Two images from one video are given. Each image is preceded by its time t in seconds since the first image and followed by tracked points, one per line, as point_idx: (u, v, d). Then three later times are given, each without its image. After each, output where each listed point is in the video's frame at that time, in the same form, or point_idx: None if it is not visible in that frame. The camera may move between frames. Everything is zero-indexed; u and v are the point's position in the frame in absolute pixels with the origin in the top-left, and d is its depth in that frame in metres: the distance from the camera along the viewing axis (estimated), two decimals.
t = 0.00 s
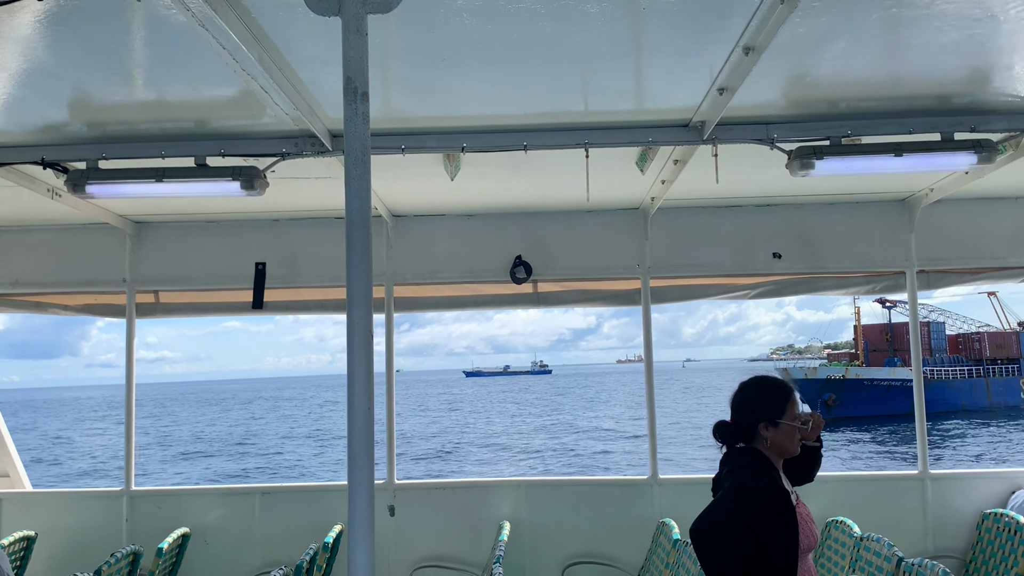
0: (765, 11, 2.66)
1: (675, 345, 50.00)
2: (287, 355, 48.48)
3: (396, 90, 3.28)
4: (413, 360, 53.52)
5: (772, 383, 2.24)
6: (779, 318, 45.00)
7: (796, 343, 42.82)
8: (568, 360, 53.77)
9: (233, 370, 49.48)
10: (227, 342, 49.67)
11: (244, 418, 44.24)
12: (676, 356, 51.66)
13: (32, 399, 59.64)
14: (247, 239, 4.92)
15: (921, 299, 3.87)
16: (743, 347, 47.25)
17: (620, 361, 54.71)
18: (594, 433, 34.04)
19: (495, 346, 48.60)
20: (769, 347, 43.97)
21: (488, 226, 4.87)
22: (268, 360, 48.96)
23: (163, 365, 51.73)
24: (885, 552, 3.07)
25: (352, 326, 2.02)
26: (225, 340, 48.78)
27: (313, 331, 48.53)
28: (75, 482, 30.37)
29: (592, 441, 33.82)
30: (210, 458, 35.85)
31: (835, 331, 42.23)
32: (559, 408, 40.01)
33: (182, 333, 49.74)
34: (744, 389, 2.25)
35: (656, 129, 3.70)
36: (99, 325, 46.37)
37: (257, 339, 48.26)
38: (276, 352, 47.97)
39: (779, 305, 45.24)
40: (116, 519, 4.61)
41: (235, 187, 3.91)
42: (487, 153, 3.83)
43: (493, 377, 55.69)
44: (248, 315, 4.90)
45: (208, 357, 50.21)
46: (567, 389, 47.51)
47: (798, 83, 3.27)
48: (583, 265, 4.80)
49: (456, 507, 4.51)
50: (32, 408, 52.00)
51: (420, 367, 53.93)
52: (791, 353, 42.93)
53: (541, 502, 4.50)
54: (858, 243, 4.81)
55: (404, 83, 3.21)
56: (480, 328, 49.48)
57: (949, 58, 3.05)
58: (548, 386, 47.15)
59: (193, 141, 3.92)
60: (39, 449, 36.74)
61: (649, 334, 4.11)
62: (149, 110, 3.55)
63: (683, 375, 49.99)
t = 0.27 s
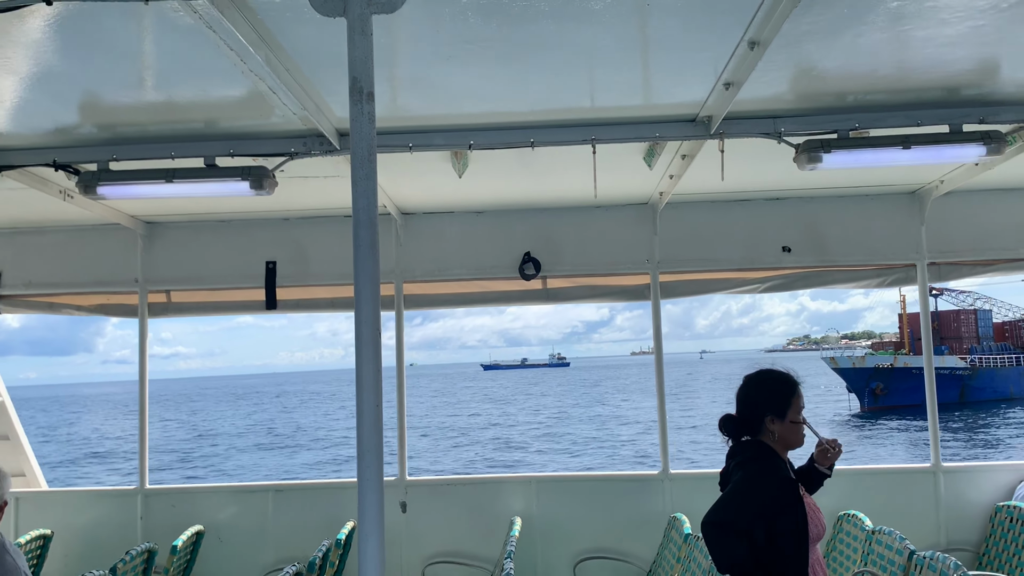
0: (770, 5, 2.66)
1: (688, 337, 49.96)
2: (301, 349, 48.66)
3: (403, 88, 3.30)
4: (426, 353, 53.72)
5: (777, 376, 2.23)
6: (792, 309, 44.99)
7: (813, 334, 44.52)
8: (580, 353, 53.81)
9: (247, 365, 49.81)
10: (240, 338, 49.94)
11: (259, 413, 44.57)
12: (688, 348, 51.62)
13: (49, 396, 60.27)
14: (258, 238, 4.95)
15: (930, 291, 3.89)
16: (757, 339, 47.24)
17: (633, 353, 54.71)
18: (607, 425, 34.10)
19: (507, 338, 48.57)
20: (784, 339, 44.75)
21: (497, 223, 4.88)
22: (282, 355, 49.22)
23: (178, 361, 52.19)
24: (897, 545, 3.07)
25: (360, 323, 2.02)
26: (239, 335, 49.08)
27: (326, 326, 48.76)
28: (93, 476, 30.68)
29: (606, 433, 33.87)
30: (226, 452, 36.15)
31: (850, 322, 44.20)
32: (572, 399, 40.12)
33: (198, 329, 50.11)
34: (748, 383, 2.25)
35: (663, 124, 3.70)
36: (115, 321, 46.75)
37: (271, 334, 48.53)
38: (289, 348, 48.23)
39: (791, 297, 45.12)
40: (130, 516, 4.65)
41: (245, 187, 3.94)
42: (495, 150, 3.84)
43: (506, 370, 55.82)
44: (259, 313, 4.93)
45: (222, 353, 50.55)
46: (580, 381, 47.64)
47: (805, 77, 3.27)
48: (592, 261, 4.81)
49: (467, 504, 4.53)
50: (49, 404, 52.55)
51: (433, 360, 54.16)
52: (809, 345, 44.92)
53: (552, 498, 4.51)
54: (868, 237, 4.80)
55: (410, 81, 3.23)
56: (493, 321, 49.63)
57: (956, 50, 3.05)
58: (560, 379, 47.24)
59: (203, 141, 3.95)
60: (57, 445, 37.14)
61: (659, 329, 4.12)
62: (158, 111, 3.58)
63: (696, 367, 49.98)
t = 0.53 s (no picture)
0: (782, 5, 2.65)
1: (700, 334, 49.79)
2: (315, 347, 48.83)
3: (415, 91, 3.31)
4: (439, 352, 53.83)
5: (783, 377, 2.21)
6: (806, 306, 44.82)
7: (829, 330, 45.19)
8: (591, 350, 53.77)
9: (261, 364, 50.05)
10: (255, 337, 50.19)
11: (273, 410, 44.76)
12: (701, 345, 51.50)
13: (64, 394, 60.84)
14: (271, 240, 4.98)
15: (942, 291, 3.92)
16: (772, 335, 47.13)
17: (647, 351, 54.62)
18: (621, 423, 34.07)
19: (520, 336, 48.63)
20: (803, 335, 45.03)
21: (509, 223, 4.89)
22: (296, 354, 49.40)
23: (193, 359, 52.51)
24: (912, 547, 3.06)
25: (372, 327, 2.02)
26: (253, 334, 49.32)
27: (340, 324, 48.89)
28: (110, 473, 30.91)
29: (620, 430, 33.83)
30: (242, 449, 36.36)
31: (866, 318, 44.83)
32: (587, 396, 40.10)
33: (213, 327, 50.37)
34: (756, 382, 2.24)
35: (675, 125, 3.70)
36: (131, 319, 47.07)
37: (285, 333, 48.72)
38: (304, 346, 48.40)
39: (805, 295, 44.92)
40: (145, 517, 4.68)
41: (258, 189, 3.96)
42: (507, 151, 3.85)
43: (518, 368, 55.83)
44: (272, 315, 4.96)
45: (236, 351, 50.82)
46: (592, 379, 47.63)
47: (817, 77, 3.26)
48: (604, 261, 4.82)
49: (480, 504, 4.54)
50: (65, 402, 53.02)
51: (447, 358, 54.26)
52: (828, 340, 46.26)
53: (565, 499, 4.51)
54: (881, 237, 4.77)
55: (422, 84, 3.24)
56: (505, 320, 49.66)
57: (969, 49, 3.03)
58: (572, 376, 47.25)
59: (217, 145, 3.98)
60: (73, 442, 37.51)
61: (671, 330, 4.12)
62: (172, 115, 3.61)
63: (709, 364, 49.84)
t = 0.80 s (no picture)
0: (799, 8, 2.64)
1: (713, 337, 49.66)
2: (327, 348, 48.91)
3: (429, 93, 3.32)
4: (450, 353, 53.85)
5: (793, 382, 2.19)
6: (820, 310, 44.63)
7: (843, 333, 45.46)
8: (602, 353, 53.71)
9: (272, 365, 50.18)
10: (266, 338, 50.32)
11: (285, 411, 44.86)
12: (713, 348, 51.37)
13: (75, 394, 61.17)
14: (283, 242, 4.99)
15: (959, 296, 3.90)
16: (783, 339, 46.95)
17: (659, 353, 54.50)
18: (632, 425, 33.99)
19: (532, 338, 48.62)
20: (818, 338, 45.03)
21: (521, 226, 4.89)
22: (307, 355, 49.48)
23: (206, 359, 52.72)
24: (928, 553, 3.03)
25: (388, 328, 1.99)
26: (265, 336, 49.45)
27: (351, 325, 48.93)
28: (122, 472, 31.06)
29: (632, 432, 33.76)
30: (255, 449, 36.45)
31: (880, 322, 44.54)
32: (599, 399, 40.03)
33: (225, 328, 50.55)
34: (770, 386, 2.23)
35: (689, 128, 3.69)
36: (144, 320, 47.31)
37: (297, 334, 48.82)
38: (316, 347, 48.46)
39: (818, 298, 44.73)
40: (157, 518, 4.69)
41: (273, 192, 3.98)
42: (521, 154, 3.85)
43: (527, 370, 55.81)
44: (285, 317, 4.97)
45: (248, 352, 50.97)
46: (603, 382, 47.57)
47: (833, 81, 3.25)
48: (617, 265, 4.81)
49: (492, 508, 4.53)
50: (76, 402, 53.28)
51: (458, 359, 54.28)
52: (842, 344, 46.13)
53: (577, 504, 4.50)
54: (895, 241, 4.76)
55: (437, 86, 3.24)
56: (517, 322, 49.64)
57: (986, 52, 3.02)
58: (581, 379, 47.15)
59: (231, 147, 4.00)
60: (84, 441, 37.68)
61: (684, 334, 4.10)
62: (187, 117, 3.62)
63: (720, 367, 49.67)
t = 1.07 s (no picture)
0: (810, 15, 2.63)
1: (721, 342, 49.52)
2: (335, 351, 48.93)
3: (437, 99, 3.31)
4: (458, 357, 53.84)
5: (804, 391, 2.19)
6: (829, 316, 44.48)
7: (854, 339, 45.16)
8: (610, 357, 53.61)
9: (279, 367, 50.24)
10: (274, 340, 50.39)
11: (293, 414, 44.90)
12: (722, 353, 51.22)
13: (82, 395, 61.32)
14: (291, 247, 4.99)
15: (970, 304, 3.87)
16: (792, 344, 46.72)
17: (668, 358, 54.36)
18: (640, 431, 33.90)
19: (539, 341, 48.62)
20: (827, 343, 44.70)
21: (529, 232, 4.89)
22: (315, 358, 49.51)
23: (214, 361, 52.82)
24: (936, 564, 3.01)
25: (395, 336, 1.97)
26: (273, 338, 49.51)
27: (359, 328, 48.93)
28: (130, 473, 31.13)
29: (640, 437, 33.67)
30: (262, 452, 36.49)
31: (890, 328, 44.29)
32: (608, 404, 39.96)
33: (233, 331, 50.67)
34: (779, 395, 2.22)
35: (698, 134, 3.68)
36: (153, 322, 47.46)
37: (305, 337, 48.86)
38: (324, 350, 48.49)
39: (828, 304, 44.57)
40: (162, 523, 4.69)
41: (281, 197, 3.98)
42: (529, 160, 3.84)
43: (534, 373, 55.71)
44: (292, 322, 4.97)
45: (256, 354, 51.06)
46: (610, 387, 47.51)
47: (842, 87, 3.24)
48: (624, 271, 4.80)
49: (497, 515, 4.51)
50: (83, 403, 53.40)
51: (466, 363, 54.27)
52: (852, 349, 45.84)
53: (583, 511, 4.48)
54: (904, 249, 4.73)
55: (445, 92, 3.24)
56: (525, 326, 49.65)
57: (996, 60, 3.00)
58: (588, 383, 47.05)
59: (239, 152, 4.00)
60: (91, 442, 37.73)
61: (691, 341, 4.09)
62: (195, 121, 3.62)
63: (728, 372, 49.49)
